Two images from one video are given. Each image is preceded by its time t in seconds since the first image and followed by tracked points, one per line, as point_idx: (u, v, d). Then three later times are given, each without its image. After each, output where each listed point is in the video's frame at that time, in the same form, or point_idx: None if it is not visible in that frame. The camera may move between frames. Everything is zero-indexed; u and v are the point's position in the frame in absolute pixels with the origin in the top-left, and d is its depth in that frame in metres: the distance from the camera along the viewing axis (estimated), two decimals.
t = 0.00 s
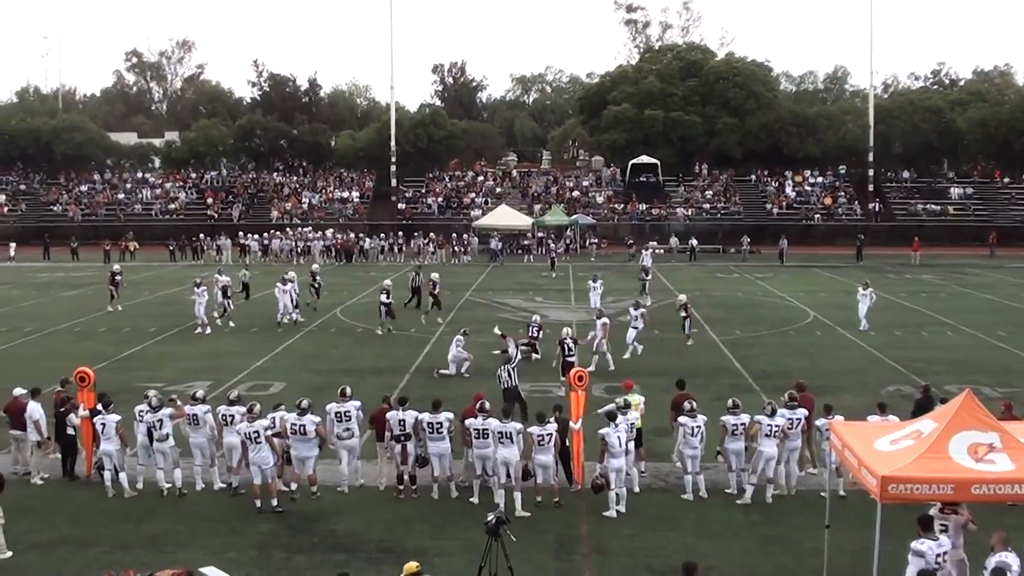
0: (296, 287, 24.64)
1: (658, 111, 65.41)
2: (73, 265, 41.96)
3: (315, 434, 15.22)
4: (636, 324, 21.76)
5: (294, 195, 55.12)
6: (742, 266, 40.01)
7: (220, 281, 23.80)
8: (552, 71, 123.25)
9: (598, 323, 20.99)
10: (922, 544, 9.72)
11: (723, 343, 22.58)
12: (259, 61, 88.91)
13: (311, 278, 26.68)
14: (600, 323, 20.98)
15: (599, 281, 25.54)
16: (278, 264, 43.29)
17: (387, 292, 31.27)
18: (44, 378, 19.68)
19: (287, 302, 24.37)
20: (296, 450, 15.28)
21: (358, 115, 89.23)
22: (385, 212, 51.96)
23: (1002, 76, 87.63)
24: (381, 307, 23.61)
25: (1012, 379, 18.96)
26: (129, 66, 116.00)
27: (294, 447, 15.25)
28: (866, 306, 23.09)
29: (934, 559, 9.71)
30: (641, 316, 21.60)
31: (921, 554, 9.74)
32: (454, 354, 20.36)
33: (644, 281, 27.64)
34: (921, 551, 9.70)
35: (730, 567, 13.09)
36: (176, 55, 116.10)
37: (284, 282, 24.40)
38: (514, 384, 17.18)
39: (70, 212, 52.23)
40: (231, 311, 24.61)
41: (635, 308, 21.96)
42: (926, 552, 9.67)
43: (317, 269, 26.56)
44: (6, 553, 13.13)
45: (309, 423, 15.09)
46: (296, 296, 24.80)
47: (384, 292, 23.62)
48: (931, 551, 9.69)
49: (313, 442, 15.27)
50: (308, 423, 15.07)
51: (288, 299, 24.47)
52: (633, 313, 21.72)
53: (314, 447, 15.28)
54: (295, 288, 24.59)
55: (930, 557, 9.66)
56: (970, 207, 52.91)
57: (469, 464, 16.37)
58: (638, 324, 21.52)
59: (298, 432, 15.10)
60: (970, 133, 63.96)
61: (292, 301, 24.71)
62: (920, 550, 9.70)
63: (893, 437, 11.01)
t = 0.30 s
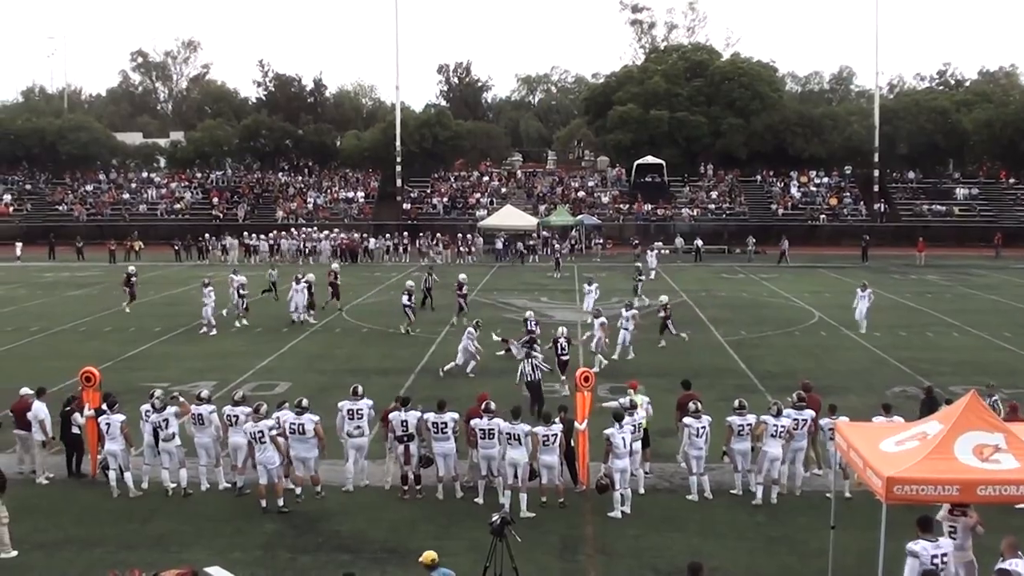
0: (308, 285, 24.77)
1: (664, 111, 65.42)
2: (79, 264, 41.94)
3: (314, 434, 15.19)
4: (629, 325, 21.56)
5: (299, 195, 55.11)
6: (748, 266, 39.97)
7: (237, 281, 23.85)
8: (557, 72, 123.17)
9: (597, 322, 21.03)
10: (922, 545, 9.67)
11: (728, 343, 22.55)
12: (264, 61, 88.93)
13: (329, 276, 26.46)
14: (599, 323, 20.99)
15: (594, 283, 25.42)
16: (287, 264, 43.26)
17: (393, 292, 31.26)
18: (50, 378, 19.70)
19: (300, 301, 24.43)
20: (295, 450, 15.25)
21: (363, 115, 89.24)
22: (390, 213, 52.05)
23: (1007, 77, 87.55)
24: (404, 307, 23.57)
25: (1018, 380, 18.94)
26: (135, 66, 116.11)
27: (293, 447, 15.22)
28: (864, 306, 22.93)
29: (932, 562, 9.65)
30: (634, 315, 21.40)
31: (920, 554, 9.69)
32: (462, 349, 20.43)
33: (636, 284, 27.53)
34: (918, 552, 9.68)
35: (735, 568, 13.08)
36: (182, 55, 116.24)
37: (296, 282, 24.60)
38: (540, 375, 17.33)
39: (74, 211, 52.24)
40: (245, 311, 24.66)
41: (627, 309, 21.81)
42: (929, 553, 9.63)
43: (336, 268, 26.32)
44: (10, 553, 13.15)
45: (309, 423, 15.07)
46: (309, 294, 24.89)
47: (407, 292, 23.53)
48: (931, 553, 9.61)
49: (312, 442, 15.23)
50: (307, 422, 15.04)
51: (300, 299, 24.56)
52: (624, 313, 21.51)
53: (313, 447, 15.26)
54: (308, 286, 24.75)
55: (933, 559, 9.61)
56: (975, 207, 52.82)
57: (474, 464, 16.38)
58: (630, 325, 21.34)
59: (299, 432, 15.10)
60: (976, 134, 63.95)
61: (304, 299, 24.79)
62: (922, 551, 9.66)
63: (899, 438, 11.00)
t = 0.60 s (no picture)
0: (319, 285, 24.84)
1: (666, 113, 65.42)
2: (82, 266, 41.95)
3: (314, 435, 15.15)
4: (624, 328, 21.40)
5: (302, 197, 55.10)
6: (749, 269, 39.96)
7: (252, 282, 23.87)
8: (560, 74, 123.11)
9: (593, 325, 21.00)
10: (919, 547, 9.63)
11: (731, 346, 22.54)
12: (266, 63, 88.89)
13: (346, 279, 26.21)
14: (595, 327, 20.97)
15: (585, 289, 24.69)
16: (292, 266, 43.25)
17: (397, 295, 31.25)
18: (53, 381, 19.68)
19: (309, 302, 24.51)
20: (296, 451, 15.20)
21: (366, 117, 89.18)
22: (392, 215, 52.10)
23: (1009, 79, 87.58)
24: (424, 308, 23.52)
25: (1021, 383, 18.93)
26: (137, 68, 116.12)
27: (293, 448, 15.18)
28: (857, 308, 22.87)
29: (926, 566, 9.60)
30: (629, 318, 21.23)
31: (913, 556, 9.65)
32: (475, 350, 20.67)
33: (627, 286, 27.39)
34: (908, 556, 9.65)
35: (738, 570, 13.07)
36: (184, 57, 116.37)
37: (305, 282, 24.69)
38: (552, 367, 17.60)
39: (77, 213, 52.22)
40: (259, 313, 24.72)
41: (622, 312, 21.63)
42: (927, 555, 9.59)
43: (352, 271, 26.08)
44: (12, 555, 13.14)
45: (308, 424, 15.03)
46: (321, 294, 24.96)
47: (427, 294, 23.51)
48: (924, 557, 9.57)
49: (312, 443, 15.19)
50: (307, 423, 15.00)
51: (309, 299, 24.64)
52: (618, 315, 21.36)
53: (313, 448, 15.22)
54: (319, 286, 24.88)
55: (932, 561, 9.57)
56: (977, 209, 52.82)
57: (476, 466, 16.37)
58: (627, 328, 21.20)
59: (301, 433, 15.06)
60: (977, 136, 63.98)
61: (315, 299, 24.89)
62: (910, 556, 9.64)
63: (901, 440, 10.99)
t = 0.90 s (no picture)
0: (329, 286, 24.93)
1: (667, 116, 65.43)
2: (83, 270, 41.92)
3: (316, 438, 15.13)
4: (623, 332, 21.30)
5: (302, 199, 55.07)
6: (750, 271, 40.00)
7: (264, 285, 23.93)
8: (560, 76, 123.14)
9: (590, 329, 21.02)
10: (916, 549, 9.60)
11: (731, 348, 22.55)
12: (267, 66, 88.88)
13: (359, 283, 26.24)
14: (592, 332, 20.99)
15: (582, 291, 24.72)
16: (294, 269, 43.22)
17: (398, 297, 31.28)
18: (53, 385, 19.66)
19: (319, 302, 24.57)
20: (298, 454, 15.17)
21: (367, 119, 89.24)
22: (394, 217, 52.12)
23: (1010, 81, 87.61)
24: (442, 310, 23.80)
25: (1022, 385, 18.93)
26: (138, 71, 116.24)
27: (296, 452, 15.16)
28: (853, 310, 22.86)
29: (923, 568, 9.57)
30: (627, 324, 21.09)
31: (909, 558, 9.62)
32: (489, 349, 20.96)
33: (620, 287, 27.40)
34: (904, 558, 9.64)
35: (739, 573, 13.06)
36: (185, 60, 116.66)
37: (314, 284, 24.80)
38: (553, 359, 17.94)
39: (78, 216, 52.20)
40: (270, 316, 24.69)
41: (619, 316, 21.51)
42: (924, 556, 9.57)
43: (362, 274, 25.94)
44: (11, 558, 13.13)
45: (311, 427, 15.00)
46: (331, 296, 25.01)
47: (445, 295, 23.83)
48: (918, 558, 9.56)
49: (314, 446, 15.18)
50: (310, 426, 14.98)
51: (318, 300, 24.72)
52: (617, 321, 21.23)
53: (315, 451, 15.20)
54: (329, 288, 24.85)
55: (929, 562, 9.55)
56: (978, 211, 52.82)
57: (476, 469, 16.37)
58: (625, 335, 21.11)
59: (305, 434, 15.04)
60: (978, 138, 64.03)
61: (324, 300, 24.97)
62: (906, 558, 9.63)
63: (902, 442, 10.99)
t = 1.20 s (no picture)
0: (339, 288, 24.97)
1: (668, 118, 65.38)
2: (84, 271, 41.88)
3: (322, 442, 15.14)
4: (622, 338, 21.25)
5: (304, 202, 55.04)
6: (751, 273, 39.98)
7: (275, 287, 24.06)
8: (561, 79, 123.04)
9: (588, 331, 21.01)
10: (921, 550, 9.61)
11: (732, 351, 22.54)
12: (268, 69, 88.83)
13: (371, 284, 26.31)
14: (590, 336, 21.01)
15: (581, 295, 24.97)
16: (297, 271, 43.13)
17: (398, 301, 31.25)
18: (54, 388, 19.63)
19: (327, 305, 24.59)
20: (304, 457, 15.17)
21: (368, 122, 89.27)
22: (395, 220, 52.06)
23: (1011, 84, 87.53)
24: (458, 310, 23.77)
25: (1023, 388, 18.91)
26: (139, 73, 116.21)
27: (301, 455, 15.14)
28: (849, 313, 22.84)
29: (928, 570, 9.58)
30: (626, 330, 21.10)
31: (914, 559, 9.64)
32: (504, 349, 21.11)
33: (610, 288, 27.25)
34: (909, 561, 9.65)
35: None
36: (186, 62, 116.71)
37: (322, 286, 24.86)
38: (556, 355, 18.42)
39: (79, 218, 52.18)
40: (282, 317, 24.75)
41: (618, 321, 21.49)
42: (929, 558, 9.58)
43: (376, 276, 25.82)
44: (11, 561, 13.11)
45: (317, 430, 15.04)
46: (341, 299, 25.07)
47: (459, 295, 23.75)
48: (922, 561, 9.58)
49: (320, 449, 15.17)
50: (316, 430, 15.02)
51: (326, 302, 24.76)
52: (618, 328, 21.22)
53: (321, 454, 15.18)
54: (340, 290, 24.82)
55: (934, 564, 9.55)
56: (979, 214, 52.81)
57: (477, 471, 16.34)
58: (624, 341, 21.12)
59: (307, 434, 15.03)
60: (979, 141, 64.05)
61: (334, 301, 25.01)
62: (910, 559, 9.66)
63: (902, 446, 10.99)
